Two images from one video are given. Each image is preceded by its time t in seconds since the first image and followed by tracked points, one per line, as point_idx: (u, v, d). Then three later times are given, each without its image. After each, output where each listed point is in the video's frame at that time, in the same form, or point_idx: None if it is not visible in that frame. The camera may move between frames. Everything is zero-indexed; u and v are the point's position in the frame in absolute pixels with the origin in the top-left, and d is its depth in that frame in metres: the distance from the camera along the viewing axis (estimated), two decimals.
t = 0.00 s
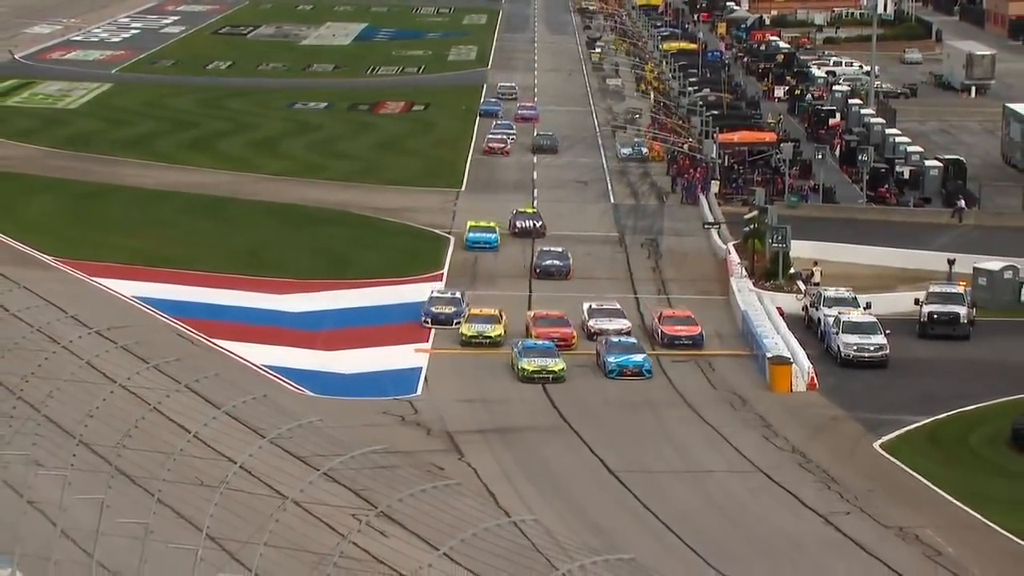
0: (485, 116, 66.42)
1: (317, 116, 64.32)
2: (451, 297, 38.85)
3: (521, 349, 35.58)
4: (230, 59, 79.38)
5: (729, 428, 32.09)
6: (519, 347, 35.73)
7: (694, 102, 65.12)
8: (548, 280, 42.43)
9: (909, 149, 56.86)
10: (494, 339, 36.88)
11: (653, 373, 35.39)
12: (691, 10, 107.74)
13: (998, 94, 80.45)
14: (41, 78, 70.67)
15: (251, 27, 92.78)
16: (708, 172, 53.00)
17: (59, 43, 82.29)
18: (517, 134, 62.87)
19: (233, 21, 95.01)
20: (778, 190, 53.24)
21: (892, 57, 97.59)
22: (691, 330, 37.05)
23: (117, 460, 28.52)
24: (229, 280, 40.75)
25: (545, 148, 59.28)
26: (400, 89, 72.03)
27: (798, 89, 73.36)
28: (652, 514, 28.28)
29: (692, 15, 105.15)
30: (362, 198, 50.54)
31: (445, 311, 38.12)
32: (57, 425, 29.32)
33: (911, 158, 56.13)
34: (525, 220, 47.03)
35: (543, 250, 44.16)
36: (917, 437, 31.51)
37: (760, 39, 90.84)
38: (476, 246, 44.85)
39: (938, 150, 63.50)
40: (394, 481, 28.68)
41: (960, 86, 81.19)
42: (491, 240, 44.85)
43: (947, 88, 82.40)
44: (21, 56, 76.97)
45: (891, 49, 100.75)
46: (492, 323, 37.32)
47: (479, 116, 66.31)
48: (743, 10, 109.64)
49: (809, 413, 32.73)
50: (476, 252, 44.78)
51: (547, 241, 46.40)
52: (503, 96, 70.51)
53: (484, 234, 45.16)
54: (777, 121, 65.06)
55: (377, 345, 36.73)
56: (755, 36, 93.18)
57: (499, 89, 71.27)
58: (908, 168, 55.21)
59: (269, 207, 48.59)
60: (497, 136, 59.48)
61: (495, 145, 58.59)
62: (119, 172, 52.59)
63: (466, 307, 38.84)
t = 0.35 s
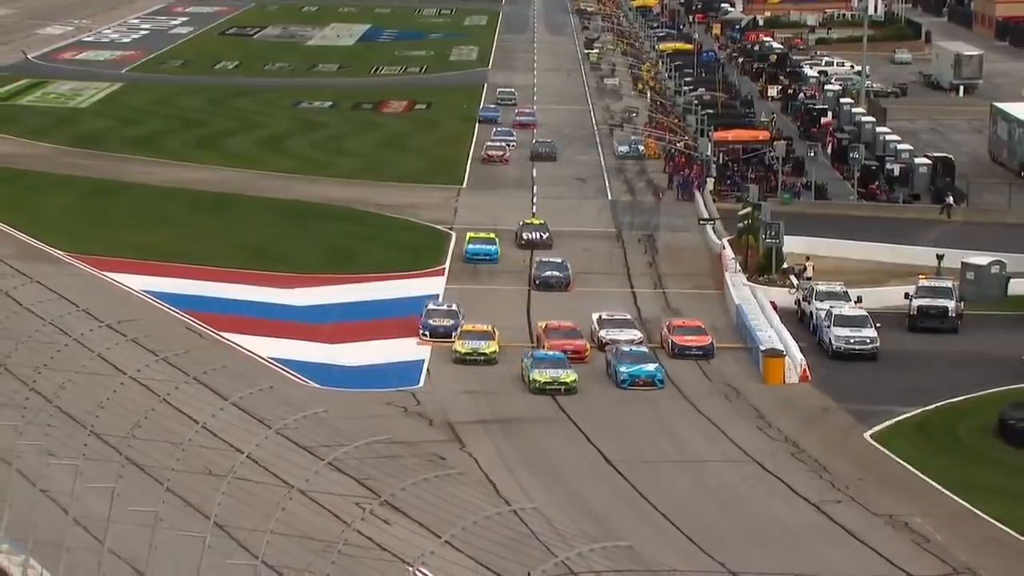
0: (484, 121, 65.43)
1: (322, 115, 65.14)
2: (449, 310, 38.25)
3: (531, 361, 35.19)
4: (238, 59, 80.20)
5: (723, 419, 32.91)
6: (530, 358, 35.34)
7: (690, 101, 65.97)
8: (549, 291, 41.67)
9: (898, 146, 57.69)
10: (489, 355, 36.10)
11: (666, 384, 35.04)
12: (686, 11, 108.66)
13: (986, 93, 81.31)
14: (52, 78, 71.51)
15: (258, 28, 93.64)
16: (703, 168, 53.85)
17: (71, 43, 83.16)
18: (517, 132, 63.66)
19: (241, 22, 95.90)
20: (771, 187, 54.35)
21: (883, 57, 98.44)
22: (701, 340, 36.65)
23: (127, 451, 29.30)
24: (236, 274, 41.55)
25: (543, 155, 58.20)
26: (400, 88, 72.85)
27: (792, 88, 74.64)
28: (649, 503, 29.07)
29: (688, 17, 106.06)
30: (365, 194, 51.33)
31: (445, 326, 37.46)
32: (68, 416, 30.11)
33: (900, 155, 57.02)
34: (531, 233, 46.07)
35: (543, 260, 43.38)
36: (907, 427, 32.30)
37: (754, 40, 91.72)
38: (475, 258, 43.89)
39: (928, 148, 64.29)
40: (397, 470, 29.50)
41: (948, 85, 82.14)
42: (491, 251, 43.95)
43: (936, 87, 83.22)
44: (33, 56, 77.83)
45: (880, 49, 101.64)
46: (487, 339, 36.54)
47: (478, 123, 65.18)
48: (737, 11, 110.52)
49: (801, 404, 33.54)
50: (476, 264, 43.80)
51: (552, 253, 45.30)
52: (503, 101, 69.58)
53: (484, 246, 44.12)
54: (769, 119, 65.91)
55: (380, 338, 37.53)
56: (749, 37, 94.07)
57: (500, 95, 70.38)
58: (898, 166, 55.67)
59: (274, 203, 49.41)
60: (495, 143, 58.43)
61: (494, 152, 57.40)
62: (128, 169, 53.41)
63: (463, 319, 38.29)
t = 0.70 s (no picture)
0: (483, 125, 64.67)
1: (327, 111, 66.00)
2: (454, 320, 37.82)
3: (545, 371, 34.82)
4: (246, 57, 81.06)
5: (718, 407, 33.78)
6: (544, 368, 34.97)
7: (685, 97, 66.84)
8: (548, 300, 41.06)
9: (888, 141, 58.72)
10: (494, 369, 35.47)
11: (681, 394, 34.68)
12: (681, 10, 109.51)
13: (975, 89, 82.15)
14: (65, 74, 72.43)
15: (264, 26, 94.49)
16: (697, 163, 54.78)
17: (82, 41, 84.05)
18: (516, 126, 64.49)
19: (248, 20, 96.82)
20: (764, 181, 54.96)
21: (873, 54, 99.25)
22: (711, 347, 36.28)
23: (137, 437, 30.15)
24: (243, 266, 42.44)
25: (543, 159, 57.33)
26: (400, 85, 73.72)
27: (784, 85, 75.33)
28: (644, 488, 29.95)
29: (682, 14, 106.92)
30: (368, 188, 52.19)
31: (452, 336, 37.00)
32: (80, 404, 30.99)
33: (889, 149, 57.96)
34: (537, 240, 45.35)
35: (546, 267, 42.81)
36: (896, 415, 33.16)
37: (747, 38, 92.56)
38: (475, 267, 43.12)
39: (917, 143, 65.11)
40: (400, 456, 30.38)
41: (936, 82, 82.99)
42: (490, 260, 43.19)
43: (924, 84, 84.02)
44: (46, 54, 78.82)
45: (869, 46, 102.51)
46: (491, 353, 35.95)
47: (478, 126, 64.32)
48: (730, 9, 111.37)
49: (793, 392, 34.41)
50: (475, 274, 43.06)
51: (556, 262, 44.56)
52: (501, 104, 68.82)
53: (484, 256, 43.40)
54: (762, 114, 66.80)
55: (384, 328, 38.41)
56: (742, 34, 94.94)
57: (499, 98, 69.65)
58: (887, 160, 57.05)
59: (279, 196, 50.28)
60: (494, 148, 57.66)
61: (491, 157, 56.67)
62: (137, 164, 54.28)
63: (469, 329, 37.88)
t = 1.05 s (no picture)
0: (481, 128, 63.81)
1: (332, 106, 67.05)
2: (463, 329, 37.54)
3: (562, 382, 34.54)
4: (253, 54, 82.10)
5: (710, 393, 34.85)
6: (560, 379, 34.70)
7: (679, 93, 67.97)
8: (547, 309, 40.64)
9: (875, 136, 58.94)
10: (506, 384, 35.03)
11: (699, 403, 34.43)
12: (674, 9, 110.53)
13: (958, 86, 83.28)
14: (77, 71, 73.46)
15: (271, 24, 95.52)
16: (691, 157, 55.94)
17: (94, 39, 85.08)
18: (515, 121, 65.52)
19: (255, 19, 97.87)
20: (755, 175, 56.31)
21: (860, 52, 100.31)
22: (721, 353, 36.08)
23: (148, 423, 31.19)
24: (250, 257, 43.49)
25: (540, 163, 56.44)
26: (400, 81, 74.74)
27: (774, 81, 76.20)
28: (639, 472, 30.97)
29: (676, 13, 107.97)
30: (371, 181, 53.22)
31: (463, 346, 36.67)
32: (93, 391, 32.04)
33: (876, 145, 58.13)
34: (542, 248, 44.73)
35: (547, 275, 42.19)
36: (882, 401, 34.23)
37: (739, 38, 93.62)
38: (475, 278, 42.43)
39: (905, 138, 66.16)
40: (403, 441, 31.46)
41: (921, 79, 83.99)
42: (490, 270, 42.48)
43: (910, 81, 85.03)
44: (59, 51, 79.87)
45: (854, 44, 103.66)
46: (501, 367, 35.53)
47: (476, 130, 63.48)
48: (721, 8, 112.45)
49: (783, 379, 35.48)
50: (475, 283, 42.35)
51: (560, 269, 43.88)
52: (499, 107, 67.89)
53: (483, 265, 42.69)
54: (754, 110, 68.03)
55: (386, 317, 39.45)
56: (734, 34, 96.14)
57: (497, 100, 68.77)
58: (875, 154, 57.09)
59: (285, 189, 51.35)
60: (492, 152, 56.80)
61: (489, 161, 55.69)
62: (146, 158, 55.33)
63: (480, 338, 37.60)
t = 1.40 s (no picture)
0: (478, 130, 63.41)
1: (337, 101, 68.43)
2: (480, 335, 37.43)
3: (580, 393, 34.35)
4: (261, 51, 83.39)
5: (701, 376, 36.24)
6: (579, 390, 34.50)
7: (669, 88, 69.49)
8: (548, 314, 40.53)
9: (857, 130, 61.07)
10: (521, 396, 34.77)
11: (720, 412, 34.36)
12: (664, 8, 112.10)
13: (939, 81, 84.84)
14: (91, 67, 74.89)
15: (278, 22, 96.90)
16: (682, 151, 57.47)
17: (107, 37, 86.36)
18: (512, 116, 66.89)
19: (264, 17, 99.21)
20: (743, 167, 57.69)
21: (844, 49, 101.90)
22: (729, 356, 36.20)
23: (161, 404, 32.62)
24: (257, 246, 44.87)
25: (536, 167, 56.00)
26: (401, 77, 76.14)
27: (762, 77, 77.67)
28: (632, 453, 32.35)
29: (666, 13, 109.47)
30: (374, 173, 54.61)
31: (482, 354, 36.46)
32: (108, 376, 33.43)
33: (859, 137, 60.33)
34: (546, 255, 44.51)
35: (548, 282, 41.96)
36: (864, 383, 35.68)
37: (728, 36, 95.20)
38: (473, 286, 42.04)
39: (888, 132, 67.64)
40: (405, 422, 32.89)
41: (902, 75, 85.07)
42: (489, 279, 42.08)
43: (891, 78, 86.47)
44: (76, 48, 81.34)
45: (837, 41, 105.24)
46: (516, 378, 35.26)
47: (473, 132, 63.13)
48: (710, 7, 113.99)
49: (771, 363, 36.89)
50: (474, 293, 41.94)
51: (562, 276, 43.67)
52: (496, 109, 67.39)
53: (483, 274, 42.29)
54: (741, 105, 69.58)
55: (389, 303, 40.84)
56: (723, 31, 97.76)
57: (493, 102, 68.30)
58: (858, 147, 58.66)
59: (290, 180, 52.73)
60: (490, 155, 56.23)
61: (486, 165, 55.24)
62: (156, 151, 56.68)
63: (495, 346, 37.49)
